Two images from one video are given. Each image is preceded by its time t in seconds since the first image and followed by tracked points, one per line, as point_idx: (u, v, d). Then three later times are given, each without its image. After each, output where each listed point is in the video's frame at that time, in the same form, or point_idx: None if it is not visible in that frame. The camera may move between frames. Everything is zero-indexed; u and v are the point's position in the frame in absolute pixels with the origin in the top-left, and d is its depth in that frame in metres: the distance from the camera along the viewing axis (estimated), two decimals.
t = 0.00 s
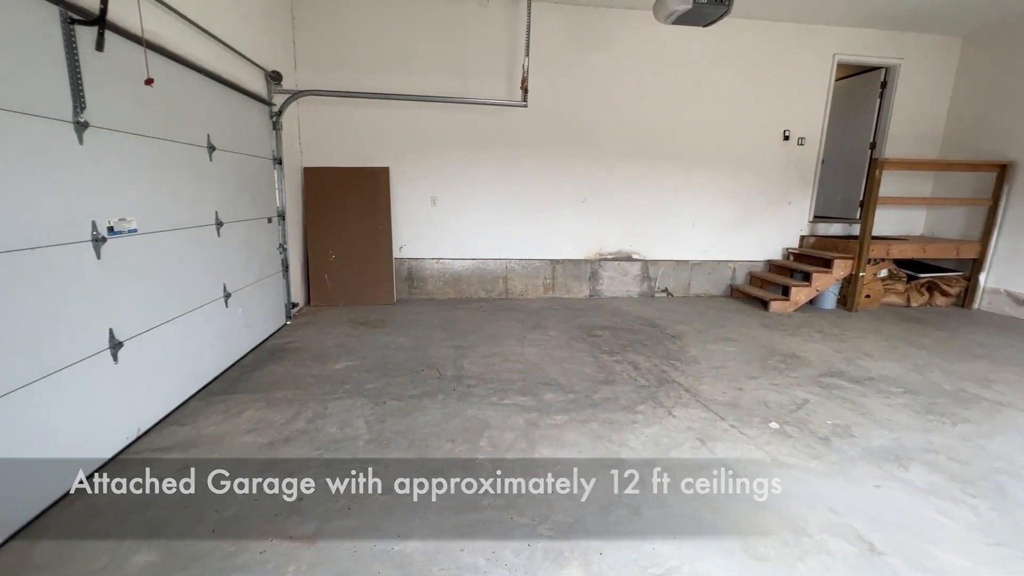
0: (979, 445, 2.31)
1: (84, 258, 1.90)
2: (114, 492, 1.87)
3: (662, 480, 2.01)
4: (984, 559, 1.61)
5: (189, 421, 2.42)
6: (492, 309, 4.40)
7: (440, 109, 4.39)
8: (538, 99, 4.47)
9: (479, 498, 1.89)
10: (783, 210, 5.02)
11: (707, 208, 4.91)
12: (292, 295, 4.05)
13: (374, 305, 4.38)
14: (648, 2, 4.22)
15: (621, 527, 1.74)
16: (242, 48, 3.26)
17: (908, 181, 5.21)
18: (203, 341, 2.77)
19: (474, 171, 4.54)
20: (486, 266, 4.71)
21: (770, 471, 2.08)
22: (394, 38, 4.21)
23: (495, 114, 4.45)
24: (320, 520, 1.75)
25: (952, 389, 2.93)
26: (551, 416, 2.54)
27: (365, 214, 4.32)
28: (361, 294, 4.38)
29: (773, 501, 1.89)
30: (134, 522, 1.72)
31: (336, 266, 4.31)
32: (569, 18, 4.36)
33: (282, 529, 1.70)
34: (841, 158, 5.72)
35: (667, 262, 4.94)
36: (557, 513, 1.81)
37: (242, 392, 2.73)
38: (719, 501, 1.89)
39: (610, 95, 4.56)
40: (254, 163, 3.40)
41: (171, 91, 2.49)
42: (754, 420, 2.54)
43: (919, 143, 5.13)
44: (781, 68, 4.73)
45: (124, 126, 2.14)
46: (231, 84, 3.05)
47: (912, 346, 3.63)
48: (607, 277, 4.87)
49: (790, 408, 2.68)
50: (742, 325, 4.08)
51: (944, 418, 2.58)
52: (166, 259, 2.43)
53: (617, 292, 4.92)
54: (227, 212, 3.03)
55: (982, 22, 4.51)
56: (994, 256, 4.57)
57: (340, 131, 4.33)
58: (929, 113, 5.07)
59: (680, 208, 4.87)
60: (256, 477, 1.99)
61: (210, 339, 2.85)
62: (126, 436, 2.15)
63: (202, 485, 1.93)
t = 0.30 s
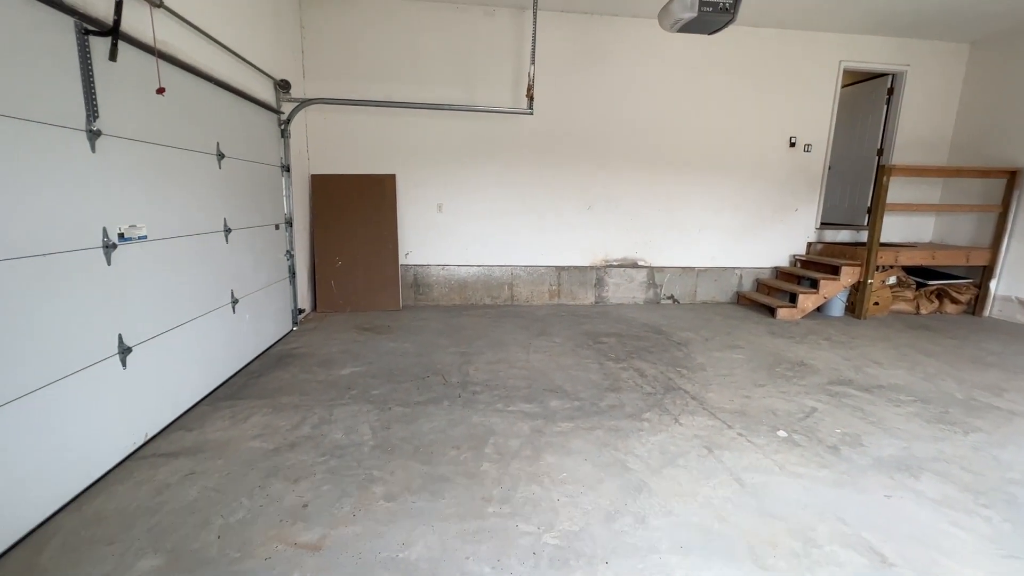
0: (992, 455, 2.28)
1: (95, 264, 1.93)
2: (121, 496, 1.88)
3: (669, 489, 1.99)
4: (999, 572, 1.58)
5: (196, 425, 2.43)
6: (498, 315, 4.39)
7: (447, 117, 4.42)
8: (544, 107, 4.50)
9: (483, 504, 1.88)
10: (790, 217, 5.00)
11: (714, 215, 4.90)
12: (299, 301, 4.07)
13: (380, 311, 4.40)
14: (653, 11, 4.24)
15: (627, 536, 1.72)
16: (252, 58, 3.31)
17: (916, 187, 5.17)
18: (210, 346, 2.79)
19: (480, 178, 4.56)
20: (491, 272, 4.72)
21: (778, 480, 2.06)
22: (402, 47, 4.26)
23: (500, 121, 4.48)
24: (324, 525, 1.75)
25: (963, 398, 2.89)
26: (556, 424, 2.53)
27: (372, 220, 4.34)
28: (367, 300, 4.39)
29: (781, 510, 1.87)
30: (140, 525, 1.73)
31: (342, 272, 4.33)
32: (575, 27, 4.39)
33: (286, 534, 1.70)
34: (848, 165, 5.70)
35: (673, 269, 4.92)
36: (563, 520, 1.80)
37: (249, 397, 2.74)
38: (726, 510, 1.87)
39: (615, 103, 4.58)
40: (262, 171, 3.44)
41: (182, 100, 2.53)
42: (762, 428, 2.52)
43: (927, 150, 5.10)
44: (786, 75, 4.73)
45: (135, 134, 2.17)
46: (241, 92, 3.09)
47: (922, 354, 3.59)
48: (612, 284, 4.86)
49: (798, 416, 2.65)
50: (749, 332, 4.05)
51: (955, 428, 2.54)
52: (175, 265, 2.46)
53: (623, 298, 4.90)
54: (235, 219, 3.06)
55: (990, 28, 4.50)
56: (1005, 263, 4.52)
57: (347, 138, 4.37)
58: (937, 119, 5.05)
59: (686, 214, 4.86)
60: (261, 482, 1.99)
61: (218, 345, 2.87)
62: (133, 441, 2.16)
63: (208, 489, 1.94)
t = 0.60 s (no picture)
0: (1002, 469, 2.25)
1: (101, 275, 1.95)
2: (124, 507, 1.88)
3: (673, 502, 1.97)
4: None
5: (199, 436, 2.43)
6: (501, 326, 4.39)
7: (450, 129, 4.46)
8: (547, 119, 4.54)
9: (486, 517, 1.87)
10: (793, 228, 4.99)
11: (717, 226, 4.91)
12: (303, 311, 4.08)
13: (383, 321, 4.40)
14: (655, 24, 4.29)
15: (631, 550, 1.70)
16: (259, 72, 3.36)
17: (920, 198, 5.17)
18: (214, 357, 2.80)
19: (483, 189, 4.58)
20: (495, 283, 4.72)
21: (784, 494, 2.04)
22: (406, 61, 4.31)
23: (504, 133, 4.52)
24: (325, 538, 1.73)
25: (971, 410, 2.86)
26: (560, 436, 2.51)
27: (376, 231, 4.36)
28: (371, 311, 4.40)
29: (787, 525, 1.85)
30: (141, 537, 1.72)
31: (346, 283, 4.34)
32: (577, 41, 4.44)
33: (288, 547, 1.69)
34: (850, 175, 5.70)
35: (676, 279, 4.92)
36: (566, 534, 1.78)
37: (252, 408, 2.74)
38: (732, 524, 1.84)
39: (618, 115, 4.61)
40: (268, 182, 3.47)
41: (190, 113, 2.56)
42: (767, 440, 2.50)
43: (930, 160, 5.10)
44: (788, 87, 4.76)
45: (143, 147, 2.20)
46: (248, 105, 3.14)
47: (929, 365, 3.55)
48: (616, 295, 4.86)
49: (804, 429, 2.63)
50: (753, 343, 4.03)
51: (964, 441, 2.51)
52: (180, 276, 2.48)
53: (626, 309, 4.89)
54: (240, 230, 3.08)
55: (990, 40, 4.52)
56: (1012, 274, 4.49)
57: (352, 150, 4.41)
58: (939, 130, 5.06)
59: (689, 225, 4.87)
60: (263, 494, 1.98)
61: (222, 355, 2.87)
62: (136, 452, 2.16)
63: (210, 501, 1.93)
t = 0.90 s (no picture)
0: (1011, 488, 2.21)
1: (104, 291, 1.97)
2: (121, 525, 1.86)
3: (676, 522, 1.94)
4: None
5: (197, 453, 2.41)
6: (503, 342, 4.38)
7: (452, 146, 4.51)
8: (548, 136, 4.59)
9: (486, 536, 1.84)
10: (793, 243, 5.01)
11: (717, 241, 4.92)
12: (304, 327, 4.08)
13: (384, 337, 4.39)
14: (654, 44, 4.37)
15: (635, 571, 1.67)
16: (265, 91, 3.42)
17: (919, 213, 5.18)
18: (215, 373, 2.79)
19: (484, 205, 4.62)
20: (496, 299, 4.72)
21: (789, 513, 2.00)
22: (409, 80, 4.38)
23: (505, 150, 4.56)
24: (324, 558, 1.71)
25: (977, 427, 2.83)
26: (562, 453, 2.49)
27: (378, 247, 4.39)
28: (372, 326, 4.40)
29: (793, 545, 1.81)
30: (138, 556, 1.70)
31: (347, 298, 4.35)
32: (577, 60, 4.51)
33: (286, 567, 1.67)
34: (849, 191, 5.74)
35: (677, 295, 4.92)
36: (569, 553, 1.75)
37: (252, 425, 2.73)
38: (737, 544, 1.81)
39: (617, 132, 4.66)
40: (271, 199, 3.50)
41: (196, 132, 2.60)
42: (772, 458, 2.47)
43: (928, 176, 5.13)
44: (786, 105, 4.81)
45: (149, 165, 2.24)
46: (253, 124, 3.18)
47: (934, 381, 3.52)
48: (617, 310, 4.85)
49: (809, 446, 2.60)
50: (756, 359, 4.01)
51: (971, 458, 2.48)
52: (183, 292, 2.49)
53: (627, 325, 4.88)
54: (243, 246, 3.10)
55: (985, 59, 4.59)
56: (1014, 289, 4.48)
57: (354, 167, 4.45)
58: (937, 147, 5.10)
59: (689, 241, 4.88)
60: (262, 512, 1.96)
61: (223, 371, 2.87)
62: (135, 469, 2.14)
63: (208, 519, 1.91)
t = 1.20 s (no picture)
0: (1019, 507, 2.18)
1: (106, 309, 1.97)
2: (117, 546, 1.84)
3: (680, 542, 1.91)
4: None
5: (196, 473, 2.39)
6: (503, 358, 4.37)
7: (453, 164, 4.56)
8: (548, 154, 4.64)
9: (487, 557, 1.81)
10: (793, 259, 5.02)
11: (717, 257, 4.93)
12: (304, 344, 4.07)
13: (385, 354, 4.38)
14: (652, 64, 4.44)
15: None
16: (269, 111, 3.47)
17: (919, 229, 5.20)
18: (215, 391, 2.78)
19: (485, 222, 4.65)
20: (496, 315, 4.72)
21: (794, 533, 1.97)
22: (411, 99, 4.45)
23: (505, 167, 4.61)
24: None
25: (983, 444, 2.80)
26: (563, 471, 2.46)
27: (379, 264, 4.40)
28: (373, 343, 4.39)
29: (800, 566, 1.78)
30: None
31: (348, 315, 4.35)
32: (577, 80, 4.59)
33: None
34: (847, 207, 5.77)
35: (678, 311, 4.91)
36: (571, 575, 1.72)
37: (251, 444, 2.71)
38: (741, 565, 1.78)
39: (617, 150, 4.71)
40: (274, 217, 3.53)
41: (200, 151, 2.64)
42: (776, 476, 2.44)
43: (926, 193, 5.17)
44: (783, 122, 4.88)
45: (154, 184, 2.27)
46: (257, 143, 3.23)
47: (938, 398, 3.50)
48: (617, 326, 4.85)
49: (813, 464, 2.57)
50: (758, 375, 3.98)
51: (977, 476, 2.45)
52: (185, 309, 2.50)
53: (628, 341, 4.87)
54: (245, 263, 3.12)
55: (978, 77, 4.66)
56: (1016, 304, 4.47)
57: (356, 185, 4.49)
58: (934, 163, 5.14)
59: (689, 257, 4.90)
60: (260, 533, 1.93)
61: (223, 389, 2.86)
62: (133, 489, 2.12)
63: (204, 540, 1.88)
